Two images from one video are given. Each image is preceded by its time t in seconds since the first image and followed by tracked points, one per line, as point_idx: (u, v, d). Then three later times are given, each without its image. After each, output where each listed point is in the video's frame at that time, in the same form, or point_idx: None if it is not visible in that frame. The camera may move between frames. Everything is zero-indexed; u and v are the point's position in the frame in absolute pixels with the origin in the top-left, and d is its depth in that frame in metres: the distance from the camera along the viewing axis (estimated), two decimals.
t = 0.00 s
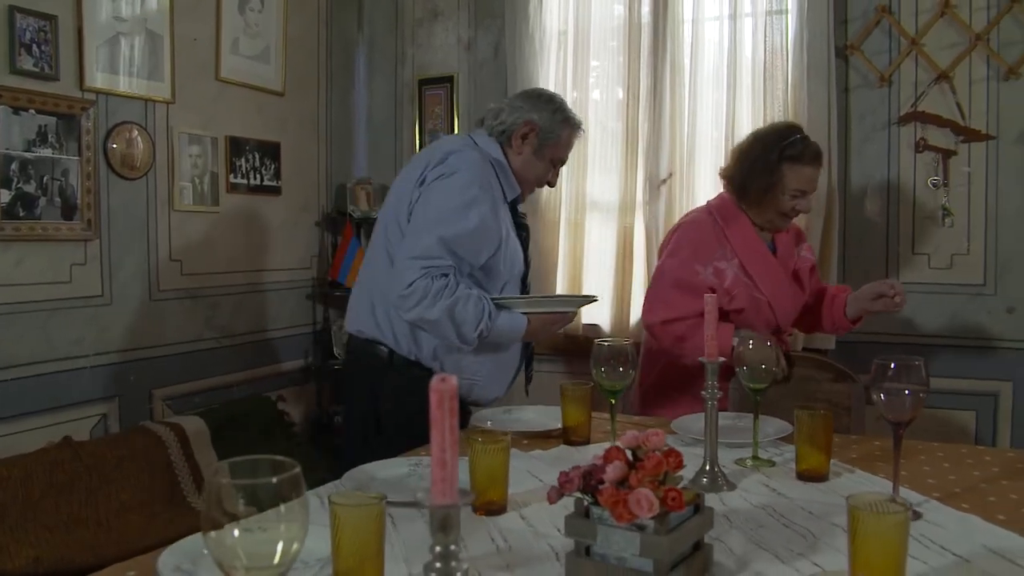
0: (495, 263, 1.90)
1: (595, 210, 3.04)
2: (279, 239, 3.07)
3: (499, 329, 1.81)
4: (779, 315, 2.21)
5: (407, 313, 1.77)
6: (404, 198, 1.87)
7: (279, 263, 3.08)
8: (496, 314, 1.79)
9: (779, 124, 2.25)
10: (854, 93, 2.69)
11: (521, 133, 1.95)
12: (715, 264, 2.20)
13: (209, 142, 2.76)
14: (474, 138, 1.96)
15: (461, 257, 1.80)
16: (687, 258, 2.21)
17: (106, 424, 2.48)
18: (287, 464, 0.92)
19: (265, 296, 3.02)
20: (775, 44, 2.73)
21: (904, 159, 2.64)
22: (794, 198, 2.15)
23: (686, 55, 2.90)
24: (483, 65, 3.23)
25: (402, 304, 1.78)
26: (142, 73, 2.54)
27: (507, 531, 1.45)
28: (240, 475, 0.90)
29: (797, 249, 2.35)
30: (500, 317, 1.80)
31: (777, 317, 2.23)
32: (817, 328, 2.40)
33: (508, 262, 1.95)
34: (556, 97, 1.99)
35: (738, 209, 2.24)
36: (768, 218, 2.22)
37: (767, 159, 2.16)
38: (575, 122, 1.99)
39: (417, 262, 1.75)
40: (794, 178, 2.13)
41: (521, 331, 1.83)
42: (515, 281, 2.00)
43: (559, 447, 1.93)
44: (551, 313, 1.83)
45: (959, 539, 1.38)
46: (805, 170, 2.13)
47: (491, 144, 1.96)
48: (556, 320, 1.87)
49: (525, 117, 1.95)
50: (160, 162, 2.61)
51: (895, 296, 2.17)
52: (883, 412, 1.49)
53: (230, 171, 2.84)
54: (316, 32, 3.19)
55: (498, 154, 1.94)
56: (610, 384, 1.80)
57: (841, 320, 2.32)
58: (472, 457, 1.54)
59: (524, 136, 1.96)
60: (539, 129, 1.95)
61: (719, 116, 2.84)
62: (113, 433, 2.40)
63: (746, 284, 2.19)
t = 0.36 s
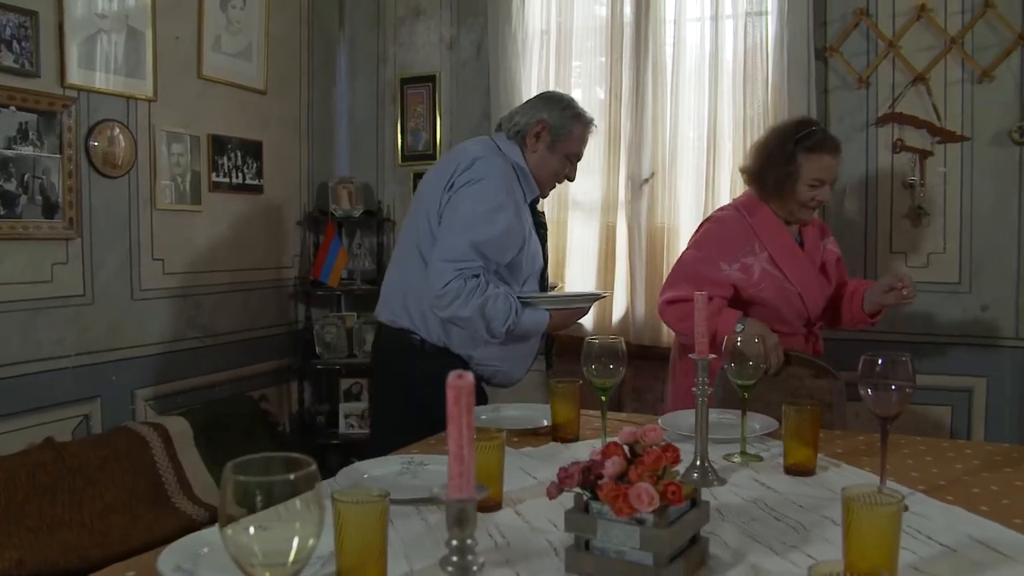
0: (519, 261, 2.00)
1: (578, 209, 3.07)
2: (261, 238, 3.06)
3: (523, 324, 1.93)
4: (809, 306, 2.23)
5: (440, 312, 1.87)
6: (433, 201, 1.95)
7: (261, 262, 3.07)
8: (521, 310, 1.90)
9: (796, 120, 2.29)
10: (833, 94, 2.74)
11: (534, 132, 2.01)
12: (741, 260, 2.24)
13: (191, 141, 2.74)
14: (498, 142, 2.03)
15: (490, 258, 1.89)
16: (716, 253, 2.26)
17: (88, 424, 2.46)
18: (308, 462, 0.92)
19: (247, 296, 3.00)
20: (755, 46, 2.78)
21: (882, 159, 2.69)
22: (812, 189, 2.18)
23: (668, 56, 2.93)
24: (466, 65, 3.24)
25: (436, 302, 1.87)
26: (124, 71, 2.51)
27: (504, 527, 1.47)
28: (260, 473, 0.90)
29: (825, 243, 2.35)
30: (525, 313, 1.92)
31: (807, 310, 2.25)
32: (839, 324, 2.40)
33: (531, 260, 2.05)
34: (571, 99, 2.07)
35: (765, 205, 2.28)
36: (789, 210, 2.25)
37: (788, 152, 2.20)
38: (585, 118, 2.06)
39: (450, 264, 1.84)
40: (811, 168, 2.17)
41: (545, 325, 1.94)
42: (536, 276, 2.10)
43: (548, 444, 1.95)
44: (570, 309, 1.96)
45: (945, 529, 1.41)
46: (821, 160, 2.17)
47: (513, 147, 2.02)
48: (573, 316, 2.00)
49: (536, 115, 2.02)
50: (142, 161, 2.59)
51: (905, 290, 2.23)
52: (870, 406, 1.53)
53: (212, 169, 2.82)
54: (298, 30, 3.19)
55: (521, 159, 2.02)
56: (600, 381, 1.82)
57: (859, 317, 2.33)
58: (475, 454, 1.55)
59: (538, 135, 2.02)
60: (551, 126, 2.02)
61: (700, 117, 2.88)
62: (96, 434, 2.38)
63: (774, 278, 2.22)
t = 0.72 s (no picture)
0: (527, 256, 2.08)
1: (557, 208, 3.09)
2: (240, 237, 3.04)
3: (532, 317, 2.01)
4: (838, 305, 2.21)
5: (453, 306, 1.95)
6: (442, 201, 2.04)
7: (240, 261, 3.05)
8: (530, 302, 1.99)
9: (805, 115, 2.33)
10: (809, 95, 2.79)
11: (533, 128, 2.10)
12: (763, 259, 2.29)
13: (169, 139, 2.72)
14: (502, 142, 2.11)
15: (499, 253, 1.97)
16: (739, 253, 2.32)
17: (66, 425, 2.43)
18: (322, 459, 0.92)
19: (226, 295, 2.98)
20: (732, 47, 2.82)
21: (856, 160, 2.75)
22: (821, 177, 2.21)
23: (647, 57, 2.96)
24: (445, 63, 3.25)
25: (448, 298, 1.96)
26: (102, 67, 2.48)
27: (497, 522, 1.48)
28: (275, 471, 0.91)
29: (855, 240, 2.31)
30: (534, 306, 2.00)
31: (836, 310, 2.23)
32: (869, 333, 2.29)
33: (539, 255, 2.13)
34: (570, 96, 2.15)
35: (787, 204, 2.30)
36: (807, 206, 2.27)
37: (794, 147, 2.26)
38: (583, 111, 2.14)
39: (462, 260, 1.93)
40: (819, 155, 2.20)
41: (554, 316, 2.02)
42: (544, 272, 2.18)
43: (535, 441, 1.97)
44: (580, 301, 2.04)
45: (926, 519, 1.45)
46: (829, 149, 2.21)
47: (516, 146, 2.10)
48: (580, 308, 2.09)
49: (533, 113, 2.10)
50: (120, 159, 2.56)
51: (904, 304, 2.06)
52: (853, 402, 1.55)
53: (191, 168, 2.80)
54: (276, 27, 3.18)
55: (524, 157, 2.10)
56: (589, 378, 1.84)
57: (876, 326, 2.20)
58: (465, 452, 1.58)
59: (537, 131, 2.11)
60: (549, 122, 2.10)
61: (679, 116, 2.91)
62: (74, 435, 2.35)
63: (797, 275, 2.24)
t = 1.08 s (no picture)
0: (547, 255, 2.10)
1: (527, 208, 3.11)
2: (209, 236, 3.01)
3: (554, 316, 2.03)
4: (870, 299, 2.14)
5: (477, 310, 1.98)
6: (462, 205, 2.05)
7: (210, 260, 3.02)
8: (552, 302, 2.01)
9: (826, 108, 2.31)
10: (776, 97, 2.87)
11: (546, 125, 2.12)
12: (788, 253, 2.23)
13: (138, 137, 2.69)
14: (518, 142, 2.12)
15: (519, 256, 1.99)
16: (765, 248, 2.26)
17: (33, 427, 2.39)
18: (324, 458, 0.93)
19: (195, 294, 2.95)
20: (701, 49, 2.87)
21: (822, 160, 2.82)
22: (839, 166, 2.17)
23: (617, 58, 3.00)
24: (415, 62, 3.26)
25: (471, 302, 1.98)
26: (70, 64, 2.45)
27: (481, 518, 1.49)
28: (277, 469, 0.92)
29: (885, 234, 2.23)
30: (556, 304, 2.02)
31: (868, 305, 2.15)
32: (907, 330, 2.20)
33: (559, 252, 2.14)
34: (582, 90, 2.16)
35: (812, 198, 2.25)
36: (831, 198, 2.21)
37: (811, 140, 2.24)
38: (598, 103, 2.15)
39: (482, 264, 1.94)
40: (834, 145, 2.18)
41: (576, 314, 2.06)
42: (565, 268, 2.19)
43: (512, 438, 1.98)
44: (599, 297, 2.06)
45: (898, 509, 1.49)
46: (846, 138, 2.17)
47: (533, 146, 2.12)
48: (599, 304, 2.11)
49: (547, 109, 2.12)
50: (88, 156, 2.53)
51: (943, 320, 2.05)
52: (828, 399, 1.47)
53: (161, 166, 2.78)
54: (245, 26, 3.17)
55: (540, 156, 2.12)
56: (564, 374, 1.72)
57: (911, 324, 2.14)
58: (443, 449, 1.59)
59: (551, 127, 2.12)
60: (562, 117, 2.12)
61: (649, 117, 2.95)
62: (41, 437, 2.31)
63: (825, 268, 2.17)
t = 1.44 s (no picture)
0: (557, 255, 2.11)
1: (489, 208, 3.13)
2: (168, 236, 2.98)
3: (561, 315, 2.03)
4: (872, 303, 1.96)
5: (486, 309, 2.03)
6: (474, 209, 2.12)
7: (169, 260, 2.99)
8: (558, 301, 2.01)
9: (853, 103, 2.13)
10: (734, 100, 2.94)
11: (556, 126, 2.16)
12: (790, 251, 2.09)
13: (95, 135, 2.65)
14: (530, 147, 2.17)
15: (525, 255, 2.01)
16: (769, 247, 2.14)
17: None
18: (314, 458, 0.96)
19: (153, 295, 2.91)
20: (662, 52, 2.92)
21: (778, 161, 2.90)
22: (850, 163, 2.02)
23: (578, 60, 3.03)
24: (377, 62, 3.25)
25: (481, 301, 2.03)
26: (27, 59, 2.40)
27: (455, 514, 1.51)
28: (267, 467, 0.93)
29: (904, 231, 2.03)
30: (562, 303, 2.01)
31: (873, 310, 1.97)
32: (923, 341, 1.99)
33: (573, 250, 2.16)
34: (591, 90, 2.19)
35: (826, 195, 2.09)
36: (846, 197, 2.05)
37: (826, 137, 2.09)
38: (609, 102, 2.18)
39: (488, 265, 2.00)
40: (844, 140, 2.03)
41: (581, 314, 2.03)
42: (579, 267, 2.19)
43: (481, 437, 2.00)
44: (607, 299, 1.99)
45: (859, 500, 1.54)
46: (853, 132, 2.01)
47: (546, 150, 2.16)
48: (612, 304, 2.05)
49: (555, 111, 2.17)
50: (45, 154, 2.48)
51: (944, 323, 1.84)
52: (790, 393, 1.50)
53: (119, 165, 2.74)
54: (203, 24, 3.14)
55: (552, 159, 2.15)
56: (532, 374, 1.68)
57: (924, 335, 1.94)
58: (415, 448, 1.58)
59: (561, 127, 2.17)
60: (570, 118, 2.16)
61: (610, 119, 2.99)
62: None
63: (825, 268, 2.02)
